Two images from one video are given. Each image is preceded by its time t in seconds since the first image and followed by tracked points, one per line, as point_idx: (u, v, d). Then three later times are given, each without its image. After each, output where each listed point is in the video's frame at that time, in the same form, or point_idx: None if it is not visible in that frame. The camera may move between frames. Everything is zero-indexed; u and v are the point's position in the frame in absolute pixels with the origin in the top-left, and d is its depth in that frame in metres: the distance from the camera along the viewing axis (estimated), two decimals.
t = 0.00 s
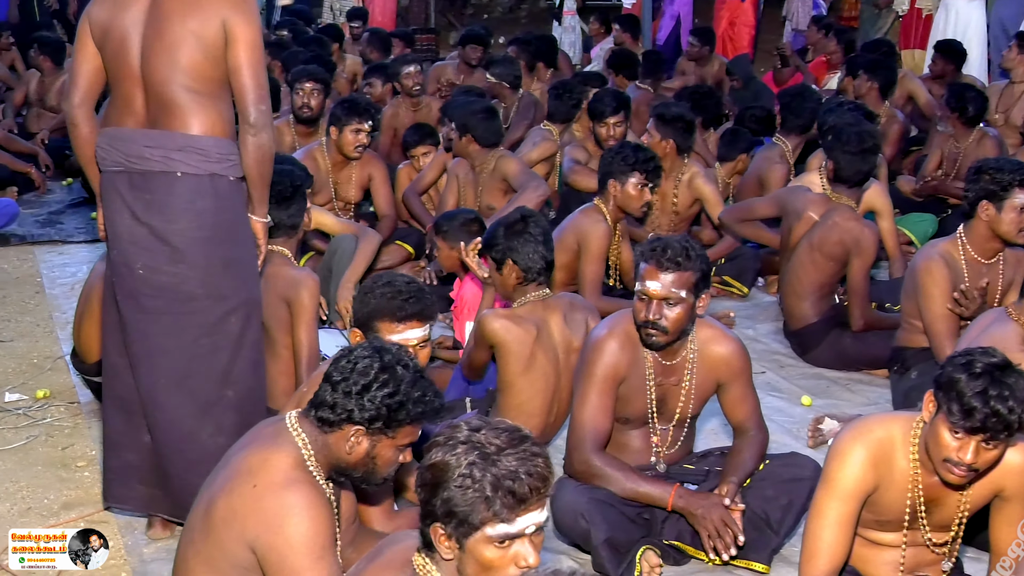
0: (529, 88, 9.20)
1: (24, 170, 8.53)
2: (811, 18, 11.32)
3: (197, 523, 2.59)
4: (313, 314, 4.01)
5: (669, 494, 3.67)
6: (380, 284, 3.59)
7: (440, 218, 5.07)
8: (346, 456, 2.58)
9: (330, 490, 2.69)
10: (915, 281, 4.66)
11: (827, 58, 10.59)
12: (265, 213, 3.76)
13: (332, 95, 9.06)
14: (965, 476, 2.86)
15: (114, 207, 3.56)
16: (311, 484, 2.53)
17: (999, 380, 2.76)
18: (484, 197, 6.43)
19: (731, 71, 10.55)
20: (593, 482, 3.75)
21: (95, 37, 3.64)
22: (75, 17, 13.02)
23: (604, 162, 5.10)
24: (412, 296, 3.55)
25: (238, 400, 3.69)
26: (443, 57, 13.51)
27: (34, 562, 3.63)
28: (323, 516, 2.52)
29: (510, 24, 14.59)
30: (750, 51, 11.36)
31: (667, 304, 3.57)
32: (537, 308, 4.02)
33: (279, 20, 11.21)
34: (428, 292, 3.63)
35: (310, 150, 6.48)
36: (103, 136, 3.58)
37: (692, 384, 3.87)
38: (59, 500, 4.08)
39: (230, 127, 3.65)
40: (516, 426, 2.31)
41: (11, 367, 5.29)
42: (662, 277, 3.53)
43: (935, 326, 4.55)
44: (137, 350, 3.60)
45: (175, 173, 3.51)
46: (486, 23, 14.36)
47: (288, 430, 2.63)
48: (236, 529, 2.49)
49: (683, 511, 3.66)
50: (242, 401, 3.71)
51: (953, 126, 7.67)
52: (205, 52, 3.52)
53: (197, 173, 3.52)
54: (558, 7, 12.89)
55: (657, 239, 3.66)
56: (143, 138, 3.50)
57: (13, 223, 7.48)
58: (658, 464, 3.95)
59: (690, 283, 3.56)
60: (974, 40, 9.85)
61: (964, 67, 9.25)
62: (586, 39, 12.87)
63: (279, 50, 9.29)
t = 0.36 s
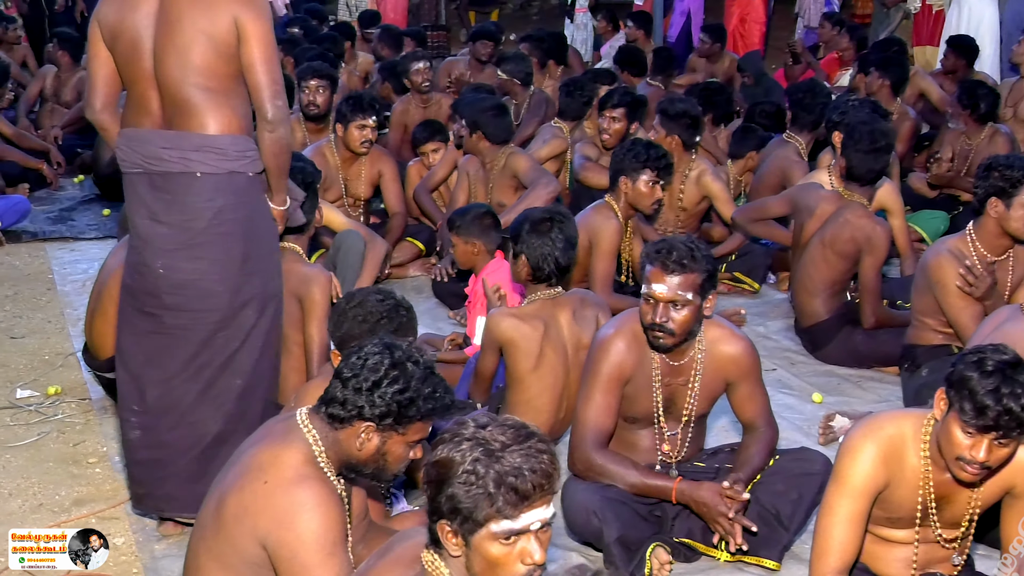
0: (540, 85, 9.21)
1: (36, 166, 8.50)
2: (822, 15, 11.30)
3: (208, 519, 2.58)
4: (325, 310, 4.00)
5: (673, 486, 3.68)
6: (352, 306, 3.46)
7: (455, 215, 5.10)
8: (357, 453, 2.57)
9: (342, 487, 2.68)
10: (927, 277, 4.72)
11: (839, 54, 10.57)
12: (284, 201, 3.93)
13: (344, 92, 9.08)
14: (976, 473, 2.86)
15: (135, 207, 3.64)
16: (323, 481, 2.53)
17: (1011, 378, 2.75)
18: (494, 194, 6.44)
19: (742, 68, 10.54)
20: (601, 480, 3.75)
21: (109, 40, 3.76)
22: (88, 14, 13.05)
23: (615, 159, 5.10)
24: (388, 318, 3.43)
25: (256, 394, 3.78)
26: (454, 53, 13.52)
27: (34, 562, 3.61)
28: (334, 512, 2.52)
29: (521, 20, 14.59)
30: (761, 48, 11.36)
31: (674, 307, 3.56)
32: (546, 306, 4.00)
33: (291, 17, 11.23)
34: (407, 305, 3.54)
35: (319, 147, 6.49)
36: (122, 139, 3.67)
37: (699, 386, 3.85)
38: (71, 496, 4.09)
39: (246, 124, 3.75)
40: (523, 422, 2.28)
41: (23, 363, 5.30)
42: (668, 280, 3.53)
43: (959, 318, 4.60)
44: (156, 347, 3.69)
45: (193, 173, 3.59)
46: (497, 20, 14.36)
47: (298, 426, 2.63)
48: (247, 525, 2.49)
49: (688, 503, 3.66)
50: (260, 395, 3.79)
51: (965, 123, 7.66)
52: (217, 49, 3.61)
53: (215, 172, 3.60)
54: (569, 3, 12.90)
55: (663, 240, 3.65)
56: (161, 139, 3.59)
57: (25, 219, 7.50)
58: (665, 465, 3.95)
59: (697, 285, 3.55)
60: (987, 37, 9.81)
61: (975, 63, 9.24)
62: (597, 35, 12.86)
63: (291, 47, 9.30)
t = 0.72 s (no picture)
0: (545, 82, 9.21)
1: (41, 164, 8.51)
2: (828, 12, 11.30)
3: (214, 515, 2.58)
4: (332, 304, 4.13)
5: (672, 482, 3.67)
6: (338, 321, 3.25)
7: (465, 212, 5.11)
8: (362, 449, 2.57)
9: (347, 484, 2.68)
10: (933, 274, 4.70)
11: (846, 51, 10.57)
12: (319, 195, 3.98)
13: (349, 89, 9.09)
14: (989, 472, 2.86)
15: (184, 207, 3.65)
16: (327, 478, 2.53)
17: (1021, 377, 2.74)
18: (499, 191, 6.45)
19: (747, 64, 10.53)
20: (605, 476, 3.75)
21: (158, 38, 3.70)
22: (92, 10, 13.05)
23: (621, 156, 5.10)
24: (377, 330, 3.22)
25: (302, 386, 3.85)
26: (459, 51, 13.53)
27: (34, 562, 3.59)
28: (340, 508, 2.52)
29: (527, 17, 14.59)
30: (766, 45, 11.35)
31: (689, 311, 3.56)
32: (550, 303, 3.99)
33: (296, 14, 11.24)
34: (395, 314, 3.34)
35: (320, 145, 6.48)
36: (167, 138, 3.66)
37: (709, 387, 3.86)
38: (76, 493, 4.09)
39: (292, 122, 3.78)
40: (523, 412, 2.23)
41: (29, 360, 5.31)
42: (683, 284, 3.52)
43: (958, 319, 4.57)
44: (205, 344, 3.73)
45: (247, 172, 3.63)
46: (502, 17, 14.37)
47: (304, 423, 2.64)
48: (253, 522, 2.49)
49: (687, 497, 3.65)
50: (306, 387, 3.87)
51: (971, 120, 7.65)
52: (274, 52, 3.62)
53: (266, 171, 3.65)
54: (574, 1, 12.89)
55: (675, 243, 3.64)
56: (213, 140, 3.60)
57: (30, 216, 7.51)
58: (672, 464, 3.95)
59: (712, 289, 3.54)
60: (994, 33, 9.79)
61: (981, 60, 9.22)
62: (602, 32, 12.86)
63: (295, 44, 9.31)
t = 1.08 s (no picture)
0: (546, 79, 9.21)
1: (44, 161, 8.48)
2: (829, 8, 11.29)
3: (215, 511, 2.58)
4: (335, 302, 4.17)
5: (673, 478, 3.66)
6: (334, 332, 3.22)
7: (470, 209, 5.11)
8: (363, 444, 2.57)
9: (348, 478, 2.68)
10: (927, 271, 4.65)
11: (848, 47, 10.57)
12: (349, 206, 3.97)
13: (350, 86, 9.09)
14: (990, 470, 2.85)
15: (222, 198, 3.54)
16: (328, 474, 2.54)
17: None
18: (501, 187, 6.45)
19: (748, 61, 10.53)
20: (605, 472, 3.75)
21: (201, 30, 3.65)
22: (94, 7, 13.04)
23: (622, 153, 5.09)
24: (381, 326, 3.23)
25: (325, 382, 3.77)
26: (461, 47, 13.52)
27: (34, 562, 3.57)
28: (341, 504, 2.52)
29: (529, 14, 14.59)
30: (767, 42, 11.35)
31: (694, 306, 3.55)
32: (552, 299, 4.00)
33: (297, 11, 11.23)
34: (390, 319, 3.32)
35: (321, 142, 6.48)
36: (206, 128, 3.54)
37: (711, 380, 3.85)
38: (78, 489, 4.10)
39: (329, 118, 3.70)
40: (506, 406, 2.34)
41: (30, 356, 5.31)
42: (688, 279, 3.52)
43: (936, 306, 4.59)
44: (242, 339, 3.63)
45: (293, 163, 3.55)
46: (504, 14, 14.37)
47: (304, 419, 2.64)
48: (253, 518, 2.49)
49: (687, 494, 3.65)
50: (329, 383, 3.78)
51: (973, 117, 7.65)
52: (324, 48, 3.58)
53: (312, 163, 3.57)
54: None
55: (679, 239, 3.65)
56: (259, 129, 3.51)
57: (31, 213, 7.51)
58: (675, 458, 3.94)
59: (717, 283, 3.55)
60: (996, 30, 9.78)
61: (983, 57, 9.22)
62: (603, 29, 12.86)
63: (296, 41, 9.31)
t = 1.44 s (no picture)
0: (547, 75, 9.21)
1: (44, 157, 8.50)
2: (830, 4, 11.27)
3: (215, 507, 2.58)
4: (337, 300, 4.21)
5: (675, 474, 3.66)
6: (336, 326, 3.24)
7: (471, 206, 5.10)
8: (361, 441, 2.56)
9: (348, 474, 2.68)
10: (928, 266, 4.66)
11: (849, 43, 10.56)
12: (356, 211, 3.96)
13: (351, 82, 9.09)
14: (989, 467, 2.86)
15: (237, 193, 3.42)
16: (329, 468, 2.54)
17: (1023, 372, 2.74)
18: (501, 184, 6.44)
19: (749, 58, 10.52)
20: (601, 467, 3.76)
21: (207, 25, 3.57)
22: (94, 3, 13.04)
23: (623, 149, 5.07)
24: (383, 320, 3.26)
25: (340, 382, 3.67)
26: (461, 43, 13.52)
27: (34, 562, 3.52)
28: (341, 499, 2.52)
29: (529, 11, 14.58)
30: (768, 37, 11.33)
31: (696, 298, 3.55)
32: (552, 295, 3.99)
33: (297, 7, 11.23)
34: (390, 315, 3.34)
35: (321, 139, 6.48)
36: (217, 122, 3.42)
37: (710, 376, 3.85)
38: (79, 486, 4.10)
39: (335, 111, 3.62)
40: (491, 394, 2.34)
41: (31, 353, 5.31)
42: (689, 271, 3.52)
43: (929, 293, 4.58)
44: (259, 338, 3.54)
45: (308, 157, 3.44)
46: (504, 10, 14.36)
47: (303, 415, 2.63)
48: (253, 513, 2.49)
49: (688, 491, 3.65)
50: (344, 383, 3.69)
51: (974, 114, 7.64)
52: (336, 46, 3.51)
53: (327, 157, 3.47)
54: None
55: (679, 231, 3.65)
56: (274, 123, 3.41)
57: (32, 209, 7.51)
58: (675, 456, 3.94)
59: (717, 275, 3.55)
60: (997, 26, 9.76)
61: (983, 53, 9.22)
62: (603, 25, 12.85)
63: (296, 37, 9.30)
